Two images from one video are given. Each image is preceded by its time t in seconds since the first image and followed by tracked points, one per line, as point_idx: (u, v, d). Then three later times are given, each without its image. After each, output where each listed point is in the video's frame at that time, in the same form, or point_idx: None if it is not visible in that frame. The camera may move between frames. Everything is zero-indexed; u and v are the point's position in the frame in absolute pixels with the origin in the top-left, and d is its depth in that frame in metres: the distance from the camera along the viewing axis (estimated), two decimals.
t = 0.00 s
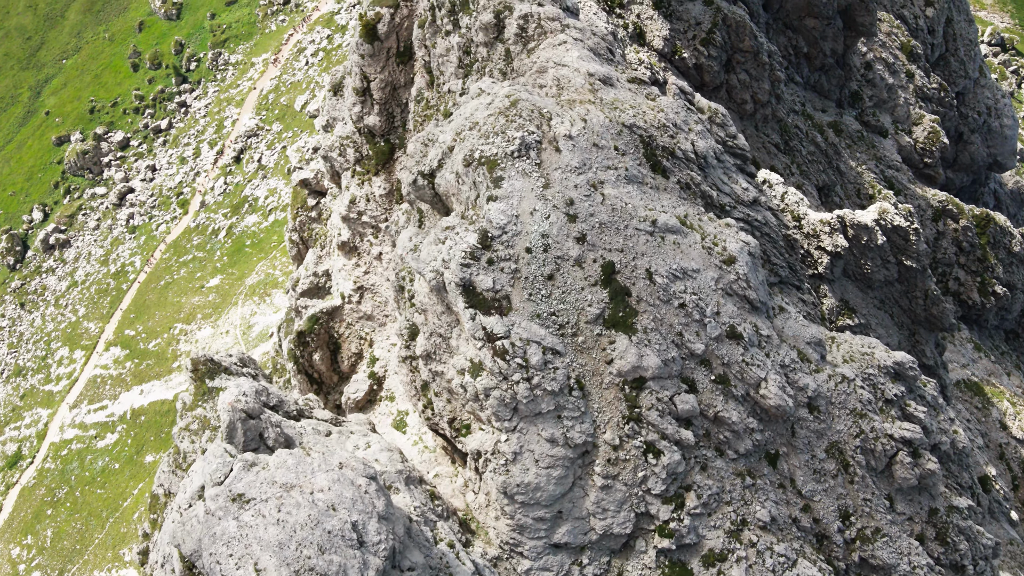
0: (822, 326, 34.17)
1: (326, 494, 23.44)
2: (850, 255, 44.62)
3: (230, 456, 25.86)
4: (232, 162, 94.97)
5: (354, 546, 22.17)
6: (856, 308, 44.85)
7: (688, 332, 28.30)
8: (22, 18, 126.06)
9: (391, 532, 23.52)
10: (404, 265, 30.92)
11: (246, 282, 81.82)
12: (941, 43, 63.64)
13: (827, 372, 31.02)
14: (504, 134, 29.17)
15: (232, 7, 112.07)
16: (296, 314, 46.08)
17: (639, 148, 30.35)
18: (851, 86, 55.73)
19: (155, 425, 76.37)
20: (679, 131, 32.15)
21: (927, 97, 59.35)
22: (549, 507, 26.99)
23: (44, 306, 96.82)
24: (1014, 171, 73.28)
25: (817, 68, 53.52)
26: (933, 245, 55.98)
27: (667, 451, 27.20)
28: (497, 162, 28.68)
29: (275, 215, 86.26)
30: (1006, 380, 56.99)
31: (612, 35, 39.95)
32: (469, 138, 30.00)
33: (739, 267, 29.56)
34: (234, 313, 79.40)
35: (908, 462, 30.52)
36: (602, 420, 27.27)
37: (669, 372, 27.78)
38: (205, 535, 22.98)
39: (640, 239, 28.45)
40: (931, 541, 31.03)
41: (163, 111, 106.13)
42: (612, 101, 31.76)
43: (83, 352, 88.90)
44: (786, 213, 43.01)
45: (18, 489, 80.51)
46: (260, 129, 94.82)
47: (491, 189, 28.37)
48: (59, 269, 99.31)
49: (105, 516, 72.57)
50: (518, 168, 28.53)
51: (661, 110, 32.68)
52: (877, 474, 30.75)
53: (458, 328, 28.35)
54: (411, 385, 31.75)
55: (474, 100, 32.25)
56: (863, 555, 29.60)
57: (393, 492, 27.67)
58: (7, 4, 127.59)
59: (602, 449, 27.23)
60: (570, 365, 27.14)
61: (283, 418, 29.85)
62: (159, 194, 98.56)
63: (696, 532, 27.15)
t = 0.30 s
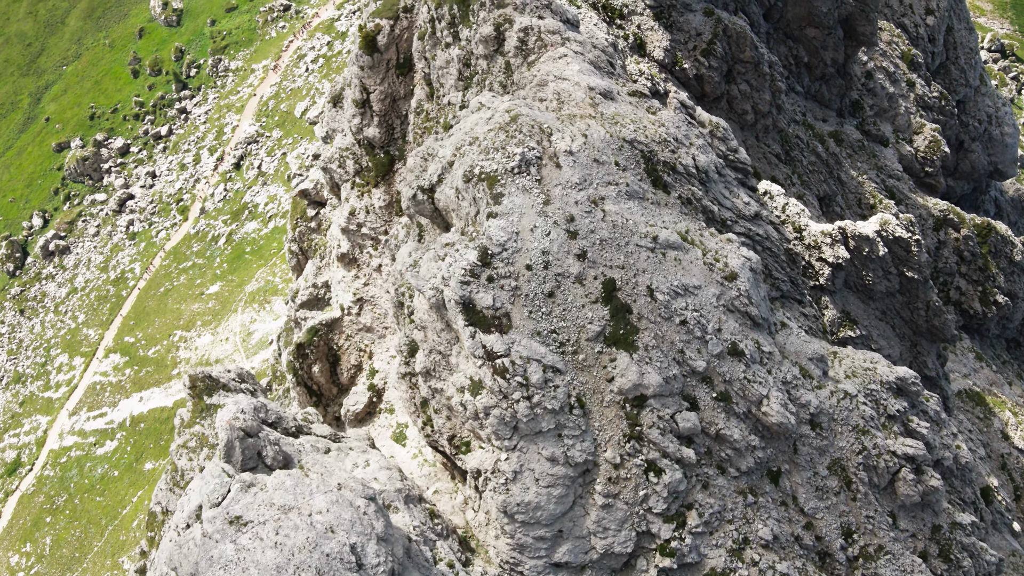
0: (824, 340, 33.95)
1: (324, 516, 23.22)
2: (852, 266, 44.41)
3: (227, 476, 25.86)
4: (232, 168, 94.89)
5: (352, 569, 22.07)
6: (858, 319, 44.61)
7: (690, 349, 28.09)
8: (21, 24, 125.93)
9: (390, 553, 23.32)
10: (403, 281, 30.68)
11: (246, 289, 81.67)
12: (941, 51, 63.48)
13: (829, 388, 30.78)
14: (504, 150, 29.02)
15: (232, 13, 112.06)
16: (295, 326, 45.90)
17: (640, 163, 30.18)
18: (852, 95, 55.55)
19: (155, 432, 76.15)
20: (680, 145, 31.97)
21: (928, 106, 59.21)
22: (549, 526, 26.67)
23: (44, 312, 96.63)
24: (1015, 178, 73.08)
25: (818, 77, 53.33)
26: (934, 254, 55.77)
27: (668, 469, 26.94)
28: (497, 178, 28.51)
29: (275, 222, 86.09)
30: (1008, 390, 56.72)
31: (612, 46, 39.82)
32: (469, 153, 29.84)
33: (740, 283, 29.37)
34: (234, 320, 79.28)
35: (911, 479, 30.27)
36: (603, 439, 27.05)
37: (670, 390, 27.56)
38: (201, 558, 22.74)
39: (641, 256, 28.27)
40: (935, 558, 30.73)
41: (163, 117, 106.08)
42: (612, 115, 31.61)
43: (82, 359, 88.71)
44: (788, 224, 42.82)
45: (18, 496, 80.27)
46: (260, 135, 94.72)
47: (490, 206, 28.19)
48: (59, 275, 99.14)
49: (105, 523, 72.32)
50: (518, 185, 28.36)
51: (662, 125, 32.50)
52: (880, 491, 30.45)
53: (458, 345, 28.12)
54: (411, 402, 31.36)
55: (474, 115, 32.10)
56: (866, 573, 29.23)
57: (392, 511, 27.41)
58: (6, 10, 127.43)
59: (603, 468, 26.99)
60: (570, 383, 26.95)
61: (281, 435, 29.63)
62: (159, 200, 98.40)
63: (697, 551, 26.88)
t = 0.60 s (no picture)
0: (826, 355, 33.74)
1: (323, 538, 23.14)
2: (853, 278, 44.21)
3: (225, 496, 25.22)
4: (232, 175, 94.77)
5: None
6: (859, 331, 44.39)
7: (691, 367, 27.88)
8: (22, 31, 125.81)
9: None
10: (403, 297, 30.52)
11: (245, 296, 81.51)
12: (942, 60, 63.32)
13: (831, 405, 30.56)
14: (504, 166, 28.88)
15: (232, 20, 112.10)
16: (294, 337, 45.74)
17: (640, 179, 30.03)
18: (853, 104, 55.36)
19: (154, 439, 75.93)
20: (680, 160, 31.82)
21: (929, 115, 59.05)
22: (549, 545, 26.30)
23: (43, 319, 96.51)
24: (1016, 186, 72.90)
25: (819, 87, 53.19)
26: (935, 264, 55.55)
27: (669, 488, 26.63)
28: (497, 195, 28.33)
29: (275, 229, 85.95)
30: (1009, 400, 56.47)
31: (612, 58, 39.68)
32: (468, 169, 29.67)
33: (742, 299, 29.19)
34: (234, 327, 79.14)
35: (913, 496, 30.00)
36: (603, 457, 26.76)
37: (671, 408, 27.31)
38: None
39: (642, 272, 28.09)
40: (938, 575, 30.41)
41: (163, 124, 106.06)
42: (613, 130, 31.45)
43: (82, 366, 88.51)
44: (788, 236, 42.66)
45: (16, 503, 80.01)
46: (260, 142, 94.64)
47: (490, 223, 27.99)
48: (59, 281, 98.99)
49: (103, 530, 72.07)
50: (518, 201, 28.20)
51: (662, 139, 32.34)
52: (883, 508, 30.13)
53: (458, 363, 27.91)
54: (409, 419, 31.10)
55: (474, 130, 31.97)
56: None
57: (391, 530, 27.10)
58: (6, 16, 127.25)
59: (603, 486, 26.68)
60: (570, 401, 26.74)
61: (279, 452, 29.43)
62: (159, 207, 98.28)
63: (699, 571, 26.49)
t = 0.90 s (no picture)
0: (827, 370, 33.49)
1: (321, 560, 23.31)
2: (854, 289, 44.02)
3: (223, 517, 25.27)
4: (232, 181, 94.64)
5: None
6: (860, 342, 44.18)
7: (692, 385, 27.67)
8: (22, 37, 125.68)
9: None
10: (402, 313, 30.27)
11: (245, 303, 81.33)
12: (943, 68, 63.15)
13: (833, 422, 30.31)
14: (504, 183, 28.71)
15: (232, 26, 112.04)
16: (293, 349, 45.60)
17: (641, 195, 29.86)
18: (853, 113, 55.21)
19: (153, 447, 75.73)
20: (681, 175, 31.59)
21: (930, 123, 58.87)
22: (549, 565, 26.07)
23: (43, 325, 96.39)
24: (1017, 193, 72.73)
25: (820, 97, 53.03)
26: (936, 274, 55.40)
27: (671, 506, 26.31)
28: (497, 212, 28.12)
29: (275, 235, 85.78)
30: (1011, 410, 56.24)
31: (612, 70, 39.56)
32: (468, 185, 29.49)
33: (743, 316, 28.97)
34: (234, 334, 78.99)
35: (916, 513, 29.75)
36: (604, 476, 26.47)
37: (673, 426, 27.07)
38: None
39: (643, 290, 27.88)
40: None
41: (163, 130, 106.00)
42: (613, 145, 31.26)
43: (81, 372, 88.34)
44: (790, 247, 42.47)
45: (15, 510, 79.78)
46: (260, 149, 94.52)
47: (490, 240, 27.79)
48: (58, 288, 98.85)
49: (103, 538, 71.83)
50: (518, 218, 28.00)
51: (663, 154, 32.11)
52: (885, 525, 29.87)
53: (457, 381, 27.72)
54: (408, 436, 30.92)
55: (474, 145, 31.80)
56: None
57: (390, 549, 26.69)
58: (6, 22, 127.18)
59: (604, 505, 26.35)
60: (570, 420, 26.52)
61: (278, 470, 29.29)
62: (159, 213, 98.15)
63: None
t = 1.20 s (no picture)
0: (829, 385, 33.31)
1: None
2: (856, 300, 43.82)
3: (220, 538, 25.60)
4: (232, 188, 94.51)
5: None
6: (862, 353, 43.94)
7: (693, 402, 27.44)
8: (22, 43, 125.62)
9: None
10: (401, 329, 30.03)
11: (245, 310, 81.17)
12: (943, 76, 62.98)
13: (835, 438, 30.06)
14: (504, 199, 28.53)
15: (232, 32, 112.09)
16: (292, 360, 45.46)
17: (642, 210, 29.70)
18: (854, 123, 55.05)
19: (152, 454, 75.47)
20: (682, 190, 31.42)
21: (931, 132, 58.69)
22: None
23: (42, 332, 96.24)
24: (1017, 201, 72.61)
25: (820, 106, 52.85)
26: (937, 283, 55.20)
27: (672, 525, 25.93)
28: (496, 228, 27.97)
29: (275, 242, 85.66)
30: (1012, 419, 55.99)
31: (612, 82, 39.43)
32: (468, 201, 29.34)
33: (744, 332, 28.79)
34: (234, 341, 78.80)
35: (919, 530, 29.45)
36: (604, 495, 26.13)
37: (674, 444, 26.79)
38: None
39: (643, 306, 27.71)
40: None
41: (163, 136, 105.99)
42: (614, 160, 31.07)
43: (81, 379, 88.12)
44: (791, 259, 42.29)
45: (14, 518, 79.50)
46: (260, 155, 94.47)
47: (490, 257, 27.63)
48: (58, 294, 98.69)
49: (102, 546, 71.53)
50: (518, 235, 27.83)
51: (664, 168, 31.93)
52: (888, 542, 29.58)
53: (457, 399, 27.53)
54: (407, 453, 30.59)
55: (474, 159, 31.67)
56: None
57: (389, 569, 26.23)
58: (7, 28, 127.07)
59: (604, 524, 25.95)
60: (571, 438, 26.27)
61: (276, 487, 29.05)
62: (159, 220, 98.01)
63: None
